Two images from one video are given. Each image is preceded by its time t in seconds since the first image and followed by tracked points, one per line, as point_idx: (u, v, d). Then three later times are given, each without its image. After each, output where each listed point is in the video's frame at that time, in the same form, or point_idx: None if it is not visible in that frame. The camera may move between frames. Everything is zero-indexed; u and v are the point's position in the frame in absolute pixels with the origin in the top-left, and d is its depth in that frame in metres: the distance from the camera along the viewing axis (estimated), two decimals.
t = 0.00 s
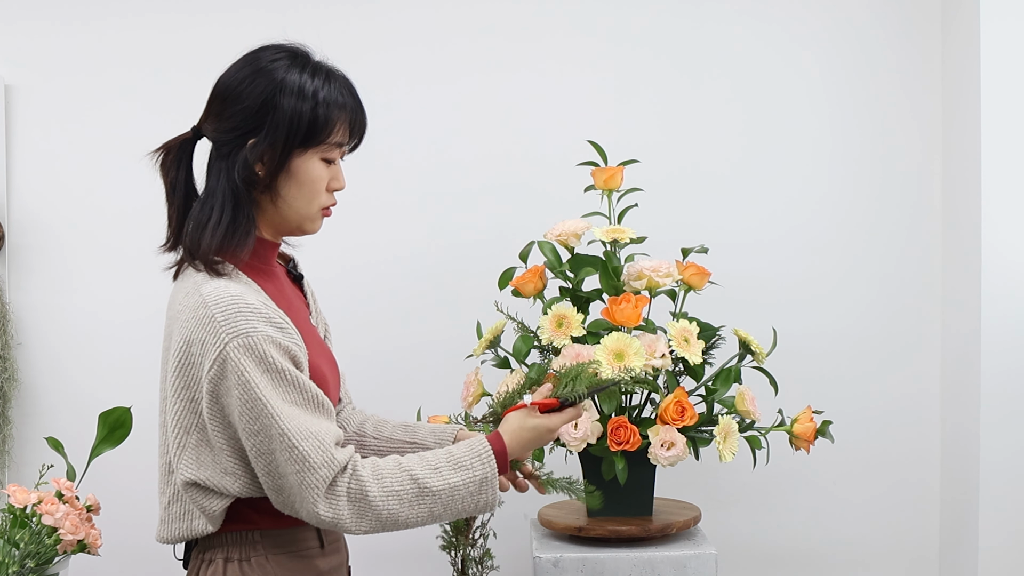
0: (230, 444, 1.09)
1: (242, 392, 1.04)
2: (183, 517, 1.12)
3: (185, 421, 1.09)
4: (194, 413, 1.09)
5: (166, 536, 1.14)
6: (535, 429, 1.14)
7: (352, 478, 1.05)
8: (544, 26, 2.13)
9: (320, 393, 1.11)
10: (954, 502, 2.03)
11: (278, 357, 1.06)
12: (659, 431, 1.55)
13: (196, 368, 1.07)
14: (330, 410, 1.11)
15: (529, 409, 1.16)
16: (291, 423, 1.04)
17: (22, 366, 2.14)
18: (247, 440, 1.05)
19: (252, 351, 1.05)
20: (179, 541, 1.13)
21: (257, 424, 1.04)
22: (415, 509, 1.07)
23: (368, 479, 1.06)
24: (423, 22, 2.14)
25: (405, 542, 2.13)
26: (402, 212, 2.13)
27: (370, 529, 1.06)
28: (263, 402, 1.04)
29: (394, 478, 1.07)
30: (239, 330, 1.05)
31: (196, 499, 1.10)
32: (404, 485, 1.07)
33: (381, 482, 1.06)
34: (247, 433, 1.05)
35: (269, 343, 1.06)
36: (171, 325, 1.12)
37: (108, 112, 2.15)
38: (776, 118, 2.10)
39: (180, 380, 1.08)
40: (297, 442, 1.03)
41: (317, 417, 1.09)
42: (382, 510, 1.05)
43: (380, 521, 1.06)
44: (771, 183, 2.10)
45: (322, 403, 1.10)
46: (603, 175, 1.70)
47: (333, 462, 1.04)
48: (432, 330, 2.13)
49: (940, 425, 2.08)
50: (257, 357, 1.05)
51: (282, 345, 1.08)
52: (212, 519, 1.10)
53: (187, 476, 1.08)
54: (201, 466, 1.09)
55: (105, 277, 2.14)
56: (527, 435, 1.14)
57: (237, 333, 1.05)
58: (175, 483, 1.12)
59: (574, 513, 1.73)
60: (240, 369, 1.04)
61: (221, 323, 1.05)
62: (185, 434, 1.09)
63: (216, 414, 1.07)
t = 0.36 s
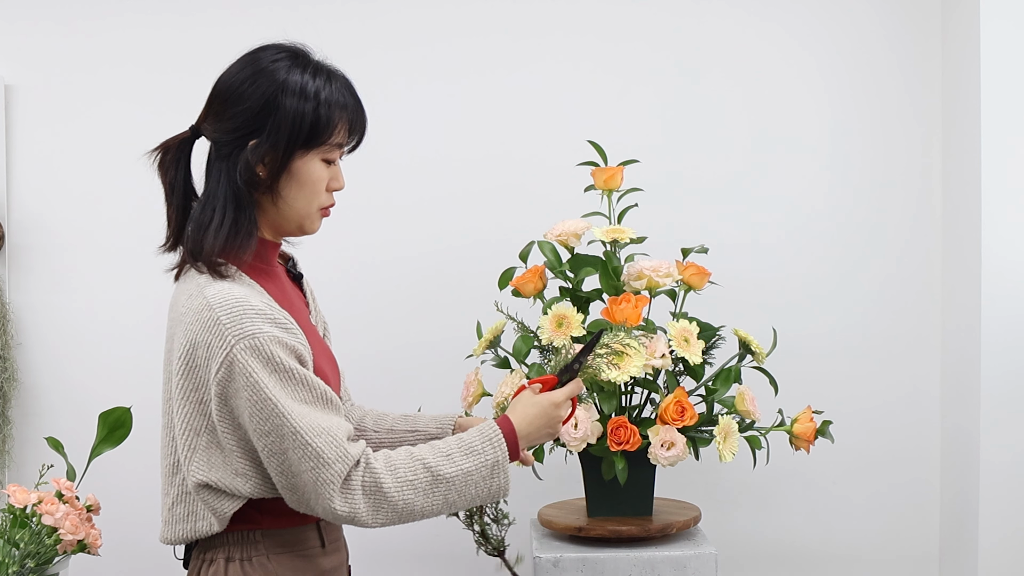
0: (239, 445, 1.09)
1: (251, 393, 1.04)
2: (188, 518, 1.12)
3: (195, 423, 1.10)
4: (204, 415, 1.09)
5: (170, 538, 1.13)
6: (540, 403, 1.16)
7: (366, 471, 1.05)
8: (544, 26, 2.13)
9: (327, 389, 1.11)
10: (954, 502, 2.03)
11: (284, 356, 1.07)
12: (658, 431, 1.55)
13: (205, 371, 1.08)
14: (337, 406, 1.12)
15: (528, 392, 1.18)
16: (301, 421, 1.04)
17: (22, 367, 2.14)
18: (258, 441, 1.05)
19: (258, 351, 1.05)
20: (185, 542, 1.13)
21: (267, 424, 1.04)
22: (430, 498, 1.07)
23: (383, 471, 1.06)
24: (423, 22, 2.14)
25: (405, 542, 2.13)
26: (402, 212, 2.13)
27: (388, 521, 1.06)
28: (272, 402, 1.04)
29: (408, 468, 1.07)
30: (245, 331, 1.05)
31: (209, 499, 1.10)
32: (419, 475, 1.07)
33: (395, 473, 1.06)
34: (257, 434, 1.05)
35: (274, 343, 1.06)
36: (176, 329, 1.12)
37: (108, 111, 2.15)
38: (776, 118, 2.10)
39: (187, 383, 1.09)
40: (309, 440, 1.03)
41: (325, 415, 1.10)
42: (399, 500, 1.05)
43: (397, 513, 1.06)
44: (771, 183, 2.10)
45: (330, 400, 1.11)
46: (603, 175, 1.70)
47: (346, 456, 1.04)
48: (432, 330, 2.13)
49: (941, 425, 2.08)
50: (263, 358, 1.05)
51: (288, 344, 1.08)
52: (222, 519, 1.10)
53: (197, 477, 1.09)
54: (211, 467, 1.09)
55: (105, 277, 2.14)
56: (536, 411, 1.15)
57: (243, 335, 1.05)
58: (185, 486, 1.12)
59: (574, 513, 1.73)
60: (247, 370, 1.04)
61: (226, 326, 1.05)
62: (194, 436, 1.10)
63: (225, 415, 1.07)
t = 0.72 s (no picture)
0: (233, 446, 1.09)
1: (249, 396, 1.04)
2: (186, 518, 1.12)
3: (189, 422, 1.09)
4: (198, 415, 1.09)
5: (168, 537, 1.13)
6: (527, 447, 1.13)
7: (356, 476, 1.06)
8: (544, 26, 2.13)
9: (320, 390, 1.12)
10: (954, 502, 2.03)
11: (281, 358, 1.07)
12: (658, 431, 1.55)
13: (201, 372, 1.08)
14: (330, 407, 1.12)
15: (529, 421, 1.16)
16: (297, 423, 1.05)
17: (22, 367, 2.14)
18: (252, 442, 1.06)
19: (257, 353, 1.05)
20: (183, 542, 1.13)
21: (264, 425, 1.05)
22: (416, 505, 1.07)
23: (371, 477, 1.06)
24: (423, 22, 2.14)
25: (405, 542, 2.13)
26: (402, 213, 2.13)
27: (373, 525, 1.07)
28: (269, 403, 1.04)
29: (396, 475, 1.07)
30: (244, 333, 1.05)
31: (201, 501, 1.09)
32: (406, 482, 1.07)
33: (383, 479, 1.07)
34: (252, 435, 1.06)
35: (273, 346, 1.07)
36: (172, 327, 1.12)
37: (108, 112, 2.15)
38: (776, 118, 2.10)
39: (183, 383, 1.08)
40: (303, 443, 1.04)
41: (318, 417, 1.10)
42: (384, 507, 1.06)
43: (383, 518, 1.07)
44: (773, 185, 2.10)
45: (323, 402, 1.11)
46: (603, 175, 1.70)
47: (337, 462, 1.05)
48: (432, 330, 2.13)
49: (940, 426, 2.08)
50: (262, 360, 1.05)
51: (285, 346, 1.08)
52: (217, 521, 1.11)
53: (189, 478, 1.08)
54: (202, 467, 1.09)
55: (106, 279, 2.14)
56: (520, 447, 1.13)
57: (241, 336, 1.05)
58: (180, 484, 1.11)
59: (573, 513, 1.73)
60: (245, 372, 1.04)
61: (225, 326, 1.05)
62: (188, 436, 1.09)
63: (220, 416, 1.08)
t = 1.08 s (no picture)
0: (242, 443, 1.09)
1: (252, 388, 1.04)
2: (186, 518, 1.12)
3: (197, 421, 1.10)
4: (205, 413, 1.10)
5: (174, 536, 1.13)
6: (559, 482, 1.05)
7: (370, 468, 1.03)
8: (544, 26, 2.13)
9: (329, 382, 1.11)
10: (954, 502, 2.03)
11: (284, 351, 1.06)
12: (658, 431, 1.55)
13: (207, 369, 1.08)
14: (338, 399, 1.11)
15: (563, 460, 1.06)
16: (305, 414, 1.03)
17: (22, 366, 2.14)
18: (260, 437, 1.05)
19: (258, 347, 1.05)
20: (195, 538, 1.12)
21: (270, 417, 1.04)
22: (430, 506, 1.03)
23: (387, 474, 1.03)
24: (424, 21, 2.14)
25: (405, 542, 2.13)
26: (402, 213, 2.13)
27: (387, 521, 1.03)
28: (273, 396, 1.04)
29: (413, 474, 1.03)
30: (245, 327, 1.05)
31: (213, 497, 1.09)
32: (421, 482, 1.03)
33: (398, 475, 1.03)
34: (260, 428, 1.05)
35: (274, 339, 1.06)
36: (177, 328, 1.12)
37: (108, 112, 2.15)
38: (777, 118, 2.10)
39: (190, 381, 1.09)
40: (311, 433, 1.03)
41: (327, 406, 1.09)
42: (397, 503, 1.02)
43: (397, 514, 1.03)
44: (774, 185, 2.10)
45: (332, 392, 1.10)
46: (603, 175, 1.70)
47: (348, 451, 1.02)
48: (432, 330, 2.13)
49: (941, 426, 2.08)
50: (263, 354, 1.05)
51: (288, 339, 1.08)
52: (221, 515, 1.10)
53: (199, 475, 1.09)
54: (212, 464, 1.09)
55: (106, 279, 2.14)
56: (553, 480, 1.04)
57: (242, 332, 1.05)
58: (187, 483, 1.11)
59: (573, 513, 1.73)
60: (247, 366, 1.04)
61: (225, 323, 1.05)
62: (197, 434, 1.10)
63: (227, 412, 1.08)
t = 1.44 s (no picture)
0: (225, 448, 1.09)
1: (239, 393, 1.04)
2: (182, 517, 1.12)
3: (181, 424, 1.10)
4: (191, 416, 1.10)
5: (166, 535, 1.13)
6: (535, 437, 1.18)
7: (358, 471, 1.07)
8: (544, 26, 2.13)
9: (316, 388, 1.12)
10: (954, 502, 2.03)
11: (273, 355, 1.07)
12: (658, 431, 1.55)
13: (195, 371, 1.08)
14: (326, 406, 1.13)
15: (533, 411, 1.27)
16: (292, 418, 1.05)
17: (22, 367, 2.14)
18: (244, 442, 1.05)
19: (246, 351, 1.05)
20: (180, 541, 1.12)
21: (255, 424, 1.04)
22: (419, 500, 1.08)
23: (376, 472, 1.07)
24: (424, 22, 2.14)
25: (405, 542, 2.13)
26: (402, 213, 2.13)
27: (376, 523, 1.07)
28: (261, 401, 1.04)
29: (401, 469, 1.08)
30: (233, 331, 1.05)
31: (195, 500, 1.10)
32: (410, 476, 1.08)
33: (386, 473, 1.08)
34: (244, 434, 1.05)
35: (263, 343, 1.07)
36: (168, 330, 1.12)
37: (108, 112, 2.15)
38: (777, 117, 2.10)
39: (176, 383, 1.09)
40: (300, 438, 1.04)
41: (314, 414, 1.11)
42: (389, 501, 1.07)
43: (388, 513, 1.07)
44: (774, 185, 2.10)
45: (318, 398, 1.12)
46: (603, 175, 1.70)
47: (337, 454, 1.05)
48: (432, 330, 2.13)
49: (941, 426, 2.08)
50: (251, 358, 1.05)
51: (277, 343, 1.08)
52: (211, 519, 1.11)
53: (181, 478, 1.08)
54: (197, 469, 1.09)
55: (107, 279, 2.14)
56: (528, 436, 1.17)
57: (231, 334, 1.05)
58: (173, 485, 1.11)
59: (573, 513, 1.73)
60: (235, 370, 1.04)
61: (214, 325, 1.06)
62: (184, 436, 1.10)
63: (212, 416, 1.08)
